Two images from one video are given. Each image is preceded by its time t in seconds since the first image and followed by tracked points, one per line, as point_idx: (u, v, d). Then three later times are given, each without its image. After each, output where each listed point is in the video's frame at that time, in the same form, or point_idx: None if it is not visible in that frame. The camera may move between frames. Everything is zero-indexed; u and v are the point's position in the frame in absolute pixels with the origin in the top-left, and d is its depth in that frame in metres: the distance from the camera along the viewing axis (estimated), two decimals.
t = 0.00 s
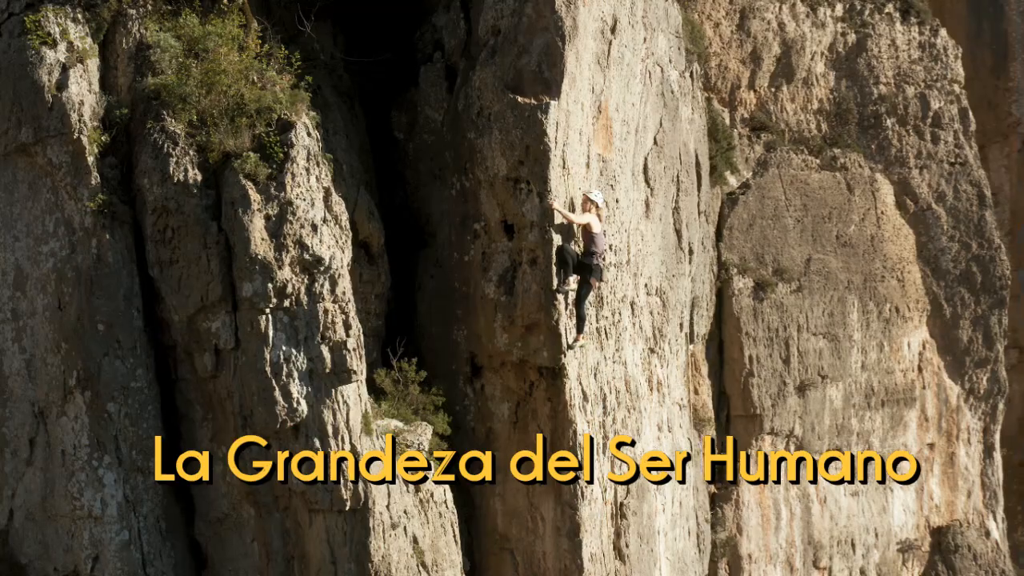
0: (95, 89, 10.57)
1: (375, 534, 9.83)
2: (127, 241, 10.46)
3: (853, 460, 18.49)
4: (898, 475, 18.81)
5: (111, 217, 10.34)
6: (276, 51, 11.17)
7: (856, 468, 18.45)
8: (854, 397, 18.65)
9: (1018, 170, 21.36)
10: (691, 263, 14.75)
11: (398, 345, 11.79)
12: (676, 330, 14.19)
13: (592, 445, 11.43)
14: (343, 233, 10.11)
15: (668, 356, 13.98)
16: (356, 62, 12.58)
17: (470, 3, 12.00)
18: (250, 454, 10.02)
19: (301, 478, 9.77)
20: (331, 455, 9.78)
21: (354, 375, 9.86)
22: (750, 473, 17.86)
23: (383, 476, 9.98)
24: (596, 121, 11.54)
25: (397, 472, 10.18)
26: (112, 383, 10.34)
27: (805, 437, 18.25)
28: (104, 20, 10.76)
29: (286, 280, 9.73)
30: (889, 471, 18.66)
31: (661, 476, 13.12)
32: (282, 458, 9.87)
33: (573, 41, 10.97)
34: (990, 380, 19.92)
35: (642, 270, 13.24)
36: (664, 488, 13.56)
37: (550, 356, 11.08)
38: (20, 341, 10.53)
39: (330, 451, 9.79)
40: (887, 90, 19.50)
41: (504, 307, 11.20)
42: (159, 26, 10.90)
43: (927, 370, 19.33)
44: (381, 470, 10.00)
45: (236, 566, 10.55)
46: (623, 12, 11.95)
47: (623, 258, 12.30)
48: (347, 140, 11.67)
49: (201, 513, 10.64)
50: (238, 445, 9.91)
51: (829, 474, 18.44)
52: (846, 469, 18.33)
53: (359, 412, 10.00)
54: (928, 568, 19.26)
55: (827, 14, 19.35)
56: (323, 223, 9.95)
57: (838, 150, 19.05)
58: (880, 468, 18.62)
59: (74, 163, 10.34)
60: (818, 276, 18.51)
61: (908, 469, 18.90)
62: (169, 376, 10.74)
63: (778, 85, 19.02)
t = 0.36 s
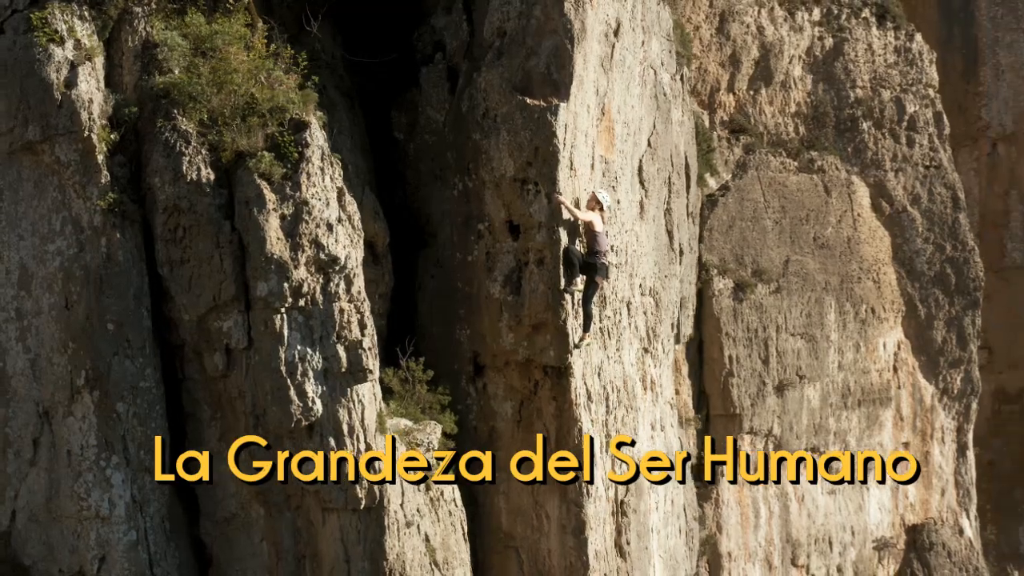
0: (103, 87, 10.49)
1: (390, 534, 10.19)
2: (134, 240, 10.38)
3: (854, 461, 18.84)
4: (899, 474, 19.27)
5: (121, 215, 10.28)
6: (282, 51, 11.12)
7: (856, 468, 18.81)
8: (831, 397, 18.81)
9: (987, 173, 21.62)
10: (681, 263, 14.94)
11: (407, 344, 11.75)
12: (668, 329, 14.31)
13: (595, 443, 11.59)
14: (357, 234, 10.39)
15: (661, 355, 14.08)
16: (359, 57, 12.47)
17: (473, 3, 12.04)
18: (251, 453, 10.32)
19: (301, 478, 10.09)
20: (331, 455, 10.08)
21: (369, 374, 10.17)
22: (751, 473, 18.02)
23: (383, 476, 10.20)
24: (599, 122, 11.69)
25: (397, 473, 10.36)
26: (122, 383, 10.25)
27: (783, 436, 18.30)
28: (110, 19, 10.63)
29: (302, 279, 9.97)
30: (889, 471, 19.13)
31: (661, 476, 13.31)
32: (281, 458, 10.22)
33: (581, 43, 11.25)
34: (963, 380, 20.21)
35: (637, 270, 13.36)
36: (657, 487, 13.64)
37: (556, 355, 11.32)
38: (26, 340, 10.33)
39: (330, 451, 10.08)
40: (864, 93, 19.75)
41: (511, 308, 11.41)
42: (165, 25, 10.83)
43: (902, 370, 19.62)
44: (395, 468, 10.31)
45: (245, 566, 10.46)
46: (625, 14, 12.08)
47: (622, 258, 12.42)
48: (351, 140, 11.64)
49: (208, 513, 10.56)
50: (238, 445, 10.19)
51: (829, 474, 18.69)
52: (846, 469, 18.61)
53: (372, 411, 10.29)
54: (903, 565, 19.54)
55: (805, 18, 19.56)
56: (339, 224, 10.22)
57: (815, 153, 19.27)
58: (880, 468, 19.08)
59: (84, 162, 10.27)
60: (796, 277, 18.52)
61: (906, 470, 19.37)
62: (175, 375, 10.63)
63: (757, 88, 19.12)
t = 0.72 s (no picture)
0: (106, 83, 10.41)
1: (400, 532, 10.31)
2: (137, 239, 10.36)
3: (854, 461, 19.46)
4: (899, 475, 19.93)
5: (127, 213, 10.19)
6: (282, 50, 11.06)
7: (856, 468, 19.42)
8: (801, 396, 19.01)
9: (949, 177, 21.99)
10: (665, 263, 15.10)
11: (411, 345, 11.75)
12: (653, 330, 14.44)
13: (594, 441, 11.73)
14: (365, 233, 10.46)
15: (648, 355, 14.21)
16: (355, 58, 12.31)
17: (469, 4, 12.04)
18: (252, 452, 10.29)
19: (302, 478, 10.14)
20: (331, 456, 10.13)
21: (379, 372, 10.25)
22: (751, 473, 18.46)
23: (383, 476, 10.24)
24: (597, 123, 11.82)
25: (398, 473, 10.39)
26: (126, 382, 10.16)
27: (755, 436, 18.45)
28: (110, 15, 10.51)
29: (313, 278, 10.03)
30: (888, 472, 19.74)
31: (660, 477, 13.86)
32: (280, 457, 10.23)
33: (584, 44, 11.44)
34: (930, 380, 20.58)
35: (626, 270, 13.48)
36: (644, 485, 13.76)
37: (557, 355, 11.44)
38: (25, 339, 10.18)
39: (330, 452, 10.14)
40: (833, 97, 20.04)
41: (512, 307, 11.51)
42: (166, 22, 10.81)
43: (870, 370, 19.91)
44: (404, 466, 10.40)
45: (246, 565, 10.47)
46: (622, 17, 12.21)
47: (616, 258, 12.57)
48: (351, 137, 11.58)
49: (207, 513, 10.53)
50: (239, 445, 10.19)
51: (829, 474, 19.27)
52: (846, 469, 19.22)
53: (381, 409, 10.37)
54: (871, 562, 19.83)
55: (775, 22, 19.75)
56: (348, 223, 10.30)
57: (785, 155, 19.46)
58: (880, 468, 19.66)
59: (88, 159, 10.17)
60: (767, 278, 18.62)
61: (907, 470, 20.05)
62: (174, 375, 10.54)
63: (728, 91, 19.33)
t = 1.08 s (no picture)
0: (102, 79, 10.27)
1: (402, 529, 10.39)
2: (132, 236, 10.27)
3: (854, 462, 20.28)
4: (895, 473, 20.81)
5: (125, 210, 10.11)
6: (277, 47, 10.98)
7: (856, 469, 20.22)
8: (762, 395, 19.13)
9: (902, 180, 22.31)
10: (639, 262, 15.15)
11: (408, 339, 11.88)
12: (630, 328, 14.57)
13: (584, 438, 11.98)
14: (365, 231, 10.54)
15: (625, 353, 14.35)
16: (348, 59, 12.29)
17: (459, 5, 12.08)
18: (251, 449, 10.26)
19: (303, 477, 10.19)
20: (331, 456, 10.17)
21: (382, 370, 10.33)
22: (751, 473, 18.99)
23: (383, 475, 10.27)
24: (587, 123, 11.96)
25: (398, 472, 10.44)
26: (123, 379, 10.01)
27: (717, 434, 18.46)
28: (105, 10, 10.40)
29: (316, 275, 10.05)
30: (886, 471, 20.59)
31: (662, 475, 15.01)
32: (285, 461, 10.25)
33: (580, 45, 11.53)
34: (887, 379, 21.18)
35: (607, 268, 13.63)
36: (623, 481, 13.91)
37: (547, 352, 11.67)
38: (16, 337, 9.95)
39: (330, 452, 10.18)
40: (794, 101, 20.31)
41: (505, 306, 11.65)
42: (159, 18, 10.70)
43: (828, 370, 20.26)
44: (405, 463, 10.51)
45: (241, 563, 10.45)
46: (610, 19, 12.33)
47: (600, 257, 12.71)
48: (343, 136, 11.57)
49: (201, 512, 10.48)
50: (239, 445, 10.22)
51: (830, 473, 20.06)
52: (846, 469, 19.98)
53: (383, 406, 10.42)
54: (829, 558, 20.27)
55: (738, 26, 19.83)
56: (351, 221, 10.37)
57: (747, 157, 19.56)
58: (879, 468, 20.51)
59: (86, 154, 10.06)
60: (729, 279, 18.68)
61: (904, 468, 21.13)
62: (167, 373, 10.42)
63: (691, 94, 19.28)
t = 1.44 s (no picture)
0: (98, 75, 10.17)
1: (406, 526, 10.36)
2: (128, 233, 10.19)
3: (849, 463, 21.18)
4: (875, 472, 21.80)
5: (123, 206, 9.98)
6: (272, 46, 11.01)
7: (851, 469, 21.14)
8: (722, 394, 19.39)
9: (854, 183, 22.69)
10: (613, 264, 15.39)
11: (402, 338, 11.95)
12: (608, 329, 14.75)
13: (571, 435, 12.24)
14: (367, 229, 10.56)
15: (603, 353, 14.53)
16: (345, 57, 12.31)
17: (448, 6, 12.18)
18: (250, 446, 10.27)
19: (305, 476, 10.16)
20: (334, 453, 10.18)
21: (383, 367, 10.35)
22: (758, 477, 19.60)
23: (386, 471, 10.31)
24: (576, 124, 12.16)
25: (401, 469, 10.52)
26: (120, 377, 9.91)
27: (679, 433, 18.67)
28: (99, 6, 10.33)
29: (320, 273, 10.09)
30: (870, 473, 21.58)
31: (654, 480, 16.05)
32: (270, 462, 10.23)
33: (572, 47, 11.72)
34: (843, 378, 21.56)
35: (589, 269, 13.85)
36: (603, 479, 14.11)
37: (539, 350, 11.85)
38: (11, 334, 9.86)
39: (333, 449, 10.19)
40: (752, 104, 20.52)
41: (497, 304, 11.81)
42: (152, 14, 10.69)
43: (786, 369, 20.58)
44: (406, 461, 10.54)
45: (236, 561, 10.43)
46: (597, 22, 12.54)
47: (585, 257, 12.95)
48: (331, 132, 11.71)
49: (195, 510, 10.40)
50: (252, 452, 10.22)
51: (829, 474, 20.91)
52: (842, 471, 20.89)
53: (385, 403, 10.44)
54: (788, 555, 20.56)
55: (699, 30, 19.95)
56: (353, 219, 10.39)
57: (707, 159, 19.80)
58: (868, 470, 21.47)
59: (85, 150, 9.96)
60: (689, 279, 18.84)
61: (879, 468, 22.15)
62: (162, 371, 10.34)
63: (652, 96, 19.32)
